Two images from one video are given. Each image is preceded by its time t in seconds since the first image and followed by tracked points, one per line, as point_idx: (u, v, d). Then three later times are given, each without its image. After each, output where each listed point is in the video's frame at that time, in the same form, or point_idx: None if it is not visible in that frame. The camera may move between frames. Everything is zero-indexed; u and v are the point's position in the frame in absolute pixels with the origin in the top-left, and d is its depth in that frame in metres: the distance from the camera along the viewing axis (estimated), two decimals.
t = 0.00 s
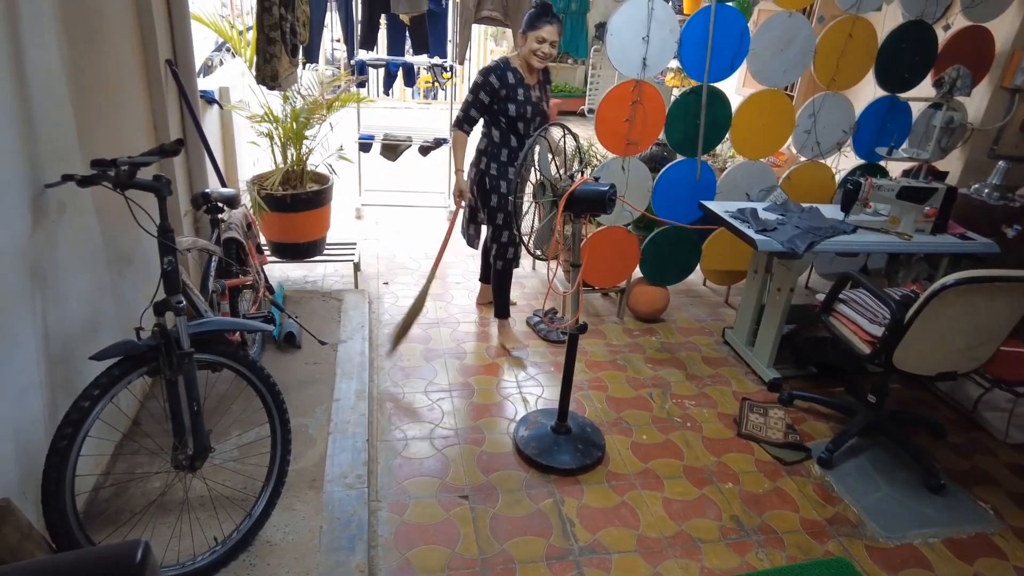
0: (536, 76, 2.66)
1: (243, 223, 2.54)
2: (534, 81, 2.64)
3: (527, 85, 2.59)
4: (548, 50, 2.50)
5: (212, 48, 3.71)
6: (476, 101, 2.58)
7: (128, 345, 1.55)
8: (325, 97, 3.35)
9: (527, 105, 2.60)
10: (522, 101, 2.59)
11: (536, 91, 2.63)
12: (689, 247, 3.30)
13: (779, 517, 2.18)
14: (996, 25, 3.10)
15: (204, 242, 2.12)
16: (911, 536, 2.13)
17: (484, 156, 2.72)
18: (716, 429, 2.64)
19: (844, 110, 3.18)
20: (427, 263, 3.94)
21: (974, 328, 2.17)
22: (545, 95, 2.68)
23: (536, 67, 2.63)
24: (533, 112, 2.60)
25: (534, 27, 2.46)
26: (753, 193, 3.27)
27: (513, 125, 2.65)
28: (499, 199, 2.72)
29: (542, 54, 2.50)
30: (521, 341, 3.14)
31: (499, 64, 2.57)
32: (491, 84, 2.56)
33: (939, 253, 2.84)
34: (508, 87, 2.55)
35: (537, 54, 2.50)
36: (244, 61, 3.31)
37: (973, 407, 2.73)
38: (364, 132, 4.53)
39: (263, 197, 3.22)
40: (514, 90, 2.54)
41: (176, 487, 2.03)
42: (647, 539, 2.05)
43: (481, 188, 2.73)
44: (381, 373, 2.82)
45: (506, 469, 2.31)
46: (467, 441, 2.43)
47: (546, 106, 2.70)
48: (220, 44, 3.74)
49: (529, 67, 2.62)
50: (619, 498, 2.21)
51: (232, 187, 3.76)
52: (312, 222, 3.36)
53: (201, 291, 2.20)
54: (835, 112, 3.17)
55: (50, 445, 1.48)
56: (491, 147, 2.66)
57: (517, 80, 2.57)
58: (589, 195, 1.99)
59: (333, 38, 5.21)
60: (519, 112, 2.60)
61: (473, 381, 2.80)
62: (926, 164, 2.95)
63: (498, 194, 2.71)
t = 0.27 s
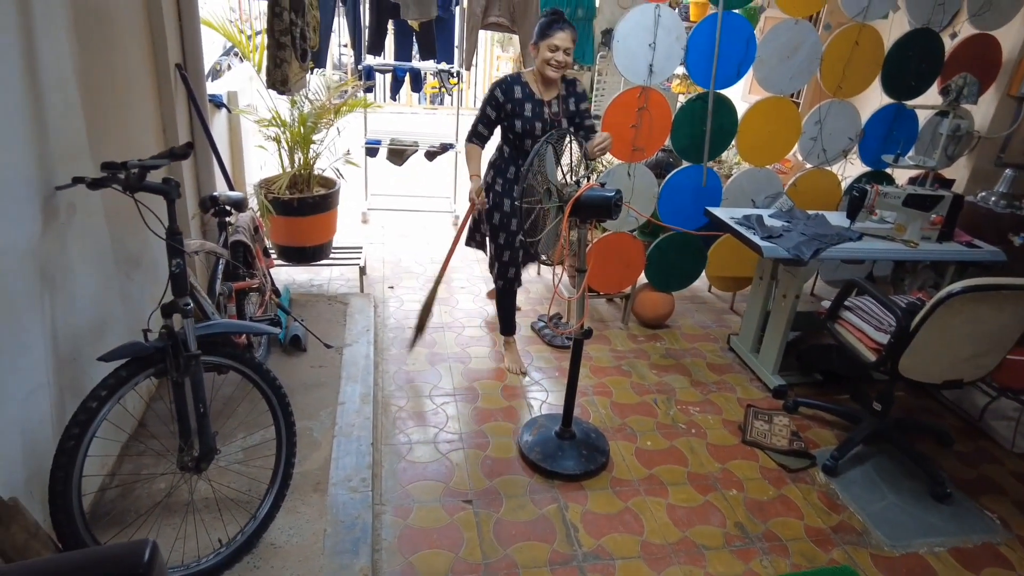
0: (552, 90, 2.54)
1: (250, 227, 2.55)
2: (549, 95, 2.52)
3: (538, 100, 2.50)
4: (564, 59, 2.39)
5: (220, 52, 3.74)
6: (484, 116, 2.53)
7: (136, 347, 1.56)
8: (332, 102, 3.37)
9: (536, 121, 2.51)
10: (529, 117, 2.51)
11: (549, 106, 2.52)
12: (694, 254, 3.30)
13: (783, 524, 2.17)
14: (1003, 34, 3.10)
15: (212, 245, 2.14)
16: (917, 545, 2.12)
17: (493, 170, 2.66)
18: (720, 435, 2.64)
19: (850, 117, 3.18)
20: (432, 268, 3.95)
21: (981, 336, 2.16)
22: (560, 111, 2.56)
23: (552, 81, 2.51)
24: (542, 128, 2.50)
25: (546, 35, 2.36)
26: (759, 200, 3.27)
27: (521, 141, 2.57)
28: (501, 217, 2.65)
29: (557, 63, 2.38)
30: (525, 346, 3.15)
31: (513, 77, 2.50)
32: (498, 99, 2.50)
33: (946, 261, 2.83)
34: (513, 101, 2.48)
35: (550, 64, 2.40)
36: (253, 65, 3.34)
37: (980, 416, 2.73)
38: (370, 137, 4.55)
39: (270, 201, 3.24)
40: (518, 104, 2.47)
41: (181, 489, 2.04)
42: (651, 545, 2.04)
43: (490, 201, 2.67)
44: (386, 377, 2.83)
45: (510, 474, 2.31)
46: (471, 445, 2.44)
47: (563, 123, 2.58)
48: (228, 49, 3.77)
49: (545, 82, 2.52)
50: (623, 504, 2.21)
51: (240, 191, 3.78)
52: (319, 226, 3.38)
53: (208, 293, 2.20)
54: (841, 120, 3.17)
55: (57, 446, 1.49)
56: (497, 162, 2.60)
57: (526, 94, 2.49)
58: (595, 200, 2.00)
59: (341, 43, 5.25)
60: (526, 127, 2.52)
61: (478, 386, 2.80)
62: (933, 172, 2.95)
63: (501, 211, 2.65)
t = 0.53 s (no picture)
0: (566, 97, 2.40)
1: (255, 229, 2.55)
2: (561, 102, 2.39)
3: (545, 108, 2.39)
4: (579, 60, 2.27)
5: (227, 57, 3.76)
6: (494, 124, 2.46)
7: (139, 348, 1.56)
8: (338, 106, 3.39)
9: (542, 130, 2.39)
10: (535, 126, 2.39)
11: (558, 115, 2.38)
12: (698, 258, 3.29)
13: (788, 531, 2.16)
14: (1008, 40, 3.10)
15: (217, 247, 2.14)
16: (923, 553, 2.11)
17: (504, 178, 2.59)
18: (724, 441, 2.63)
19: (856, 122, 3.17)
20: (436, 271, 3.95)
21: (986, 343, 2.15)
22: (569, 121, 2.40)
23: (567, 86, 2.38)
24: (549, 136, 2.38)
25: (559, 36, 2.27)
26: (764, 205, 3.27)
27: (527, 151, 2.46)
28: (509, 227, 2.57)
29: (570, 64, 2.27)
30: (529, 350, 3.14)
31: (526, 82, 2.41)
32: (507, 106, 2.42)
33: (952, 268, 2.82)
34: (519, 109, 2.39)
35: (564, 65, 2.28)
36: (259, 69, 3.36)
37: (986, 423, 2.71)
38: (375, 141, 4.57)
39: (275, 204, 3.25)
40: (523, 113, 2.37)
41: (184, 491, 2.04)
42: (654, 551, 2.03)
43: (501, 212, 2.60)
44: (389, 380, 2.83)
45: (513, 478, 2.30)
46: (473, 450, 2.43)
47: (574, 131, 2.42)
48: (234, 54, 3.80)
49: (560, 88, 2.39)
50: (626, 509, 2.20)
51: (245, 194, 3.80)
52: (324, 229, 3.39)
53: (212, 295, 2.20)
54: (847, 125, 3.16)
55: (60, 447, 1.49)
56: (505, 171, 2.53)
57: (535, 102, 2.39)
58: (599, 205, 2.01)
59: (347, 48, 5.28)
60: (530, 137, 2.41)
61: (482, 389, 2.80)
62: (939, 177, 2.94)
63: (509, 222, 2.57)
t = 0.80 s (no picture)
0: (584, 104, 2.31)
1: (260, 231, 2.54)
2: (579, 110, 2.30)
3: (562, 117, 2.32)
4: (595, 58, 2.20)
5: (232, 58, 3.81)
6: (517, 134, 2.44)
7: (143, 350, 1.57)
8: (342, 109, 3.40)
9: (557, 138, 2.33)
10: (552, 134, 2.34)
11: (574, 122, 2.30)
12: (702, 262, 3.29)
13: (790, 536, 2.15)
14: (1013, 44, 3.10)
15: (221, 249, 2.15)
16: (926, 559, 2.10)
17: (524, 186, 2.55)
18: (727, 445, 2.62)
19: (860, 126, 3.17)
20: (439, 274, 3.96)
21: (990, 349, 2.14)
22: (585, 129, 2.29)
23: (586, 90, 2.28)
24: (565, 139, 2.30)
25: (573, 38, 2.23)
26: (767, 209, 3.26)
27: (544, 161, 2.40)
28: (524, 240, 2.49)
29: (587, 61, 2.20)
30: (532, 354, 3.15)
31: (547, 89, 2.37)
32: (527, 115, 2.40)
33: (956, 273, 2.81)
34: (536, 118, 2.36)
35: (580, 64, 2.21)
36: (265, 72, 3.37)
37: (990, 429, 2.70)
38: (379, 144, 4.58)
39: (279, 206, 3.26)
40: (538, 121, 2.35)
41: (187, 492, 2.04)
42: (657, 555, 2.03)
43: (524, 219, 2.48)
44: (392, 383, 2.83)
45: (515, 481, 2.30)
46: (475, 453, 2.43)
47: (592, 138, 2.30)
48: (240, 55, 3.84)
49: (579, 96, 2.31)
50: (628, 513, 2.20)
51: (249, 196, 3.81)
52: (327, 232, 3.39)
53: (216, 297, 2.20)
54: (851, 129, 3.16)
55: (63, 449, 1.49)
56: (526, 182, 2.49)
57: (552, 111, 2.34)
58: (602, 209, 2.00)
59: (351, 51, 5.30)
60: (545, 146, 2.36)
61: (484, 393, 2.80)
62: (943, 182, 2.94)
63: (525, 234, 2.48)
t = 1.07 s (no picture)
0: (587, 109, 2.29)
1: (262, 234, 2.54)
2: (580, 115, 2.30)
3: (564, 123, 2.33)
4: (595, 68, 2.18)
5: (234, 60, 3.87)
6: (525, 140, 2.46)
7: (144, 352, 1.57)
8: (345, 112, 3.41)
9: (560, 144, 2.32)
10: (555, 141, 2.34)
11: (576, 128, 2.30)
12: (704, 264, 3.30)
13: (792, 540, 2.15)
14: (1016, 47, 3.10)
15: (223, 252, 2.15)
16: (929, 564, 2.09)
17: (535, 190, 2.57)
18: (729, 449, 2.62)
19: (863, 130, 3.17)
20: (441, 277, 3.96)
21: (993, 353, 2.14)
22: (587, 133, 2.28)
23: (588, 97, 2.26)
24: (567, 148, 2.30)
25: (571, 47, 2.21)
26: (770, 213, 3.26)
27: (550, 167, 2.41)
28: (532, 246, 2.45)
29: (585, 72, 2.18)
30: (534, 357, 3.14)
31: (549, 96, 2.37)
32: (532, 122, 2.41)
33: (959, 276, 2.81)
34: (540, 125, 2.38)
35: (580, 73, 2.19)
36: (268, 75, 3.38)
37: (993, 433, 2.69)
38: (382, 147, 4.59)
39: (281, 208, 3.27)
40: (541, 128, 2.37)
41: (188, 495, 2.04)
42: (658, 559, 2.02)
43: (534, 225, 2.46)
44: (394, 385, 2.83)
45: (516, 485, 2.30)
46: (477, 456, 2.42)
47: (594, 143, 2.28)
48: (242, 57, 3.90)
49: (581, 102, 2.29)
50: (630, 516, 2.19)
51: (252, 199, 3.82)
52: (330, 234, 3.40)
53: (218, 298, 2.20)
54: (853, 132, 3.16)
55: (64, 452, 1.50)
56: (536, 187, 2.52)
57: (555, 117, 2.35)
58: (605, 211, 1.98)
59: (354, 54, 5.31)
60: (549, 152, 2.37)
61: (486, 396, 2.80)
62: (946, 185, 2.94)
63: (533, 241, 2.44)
